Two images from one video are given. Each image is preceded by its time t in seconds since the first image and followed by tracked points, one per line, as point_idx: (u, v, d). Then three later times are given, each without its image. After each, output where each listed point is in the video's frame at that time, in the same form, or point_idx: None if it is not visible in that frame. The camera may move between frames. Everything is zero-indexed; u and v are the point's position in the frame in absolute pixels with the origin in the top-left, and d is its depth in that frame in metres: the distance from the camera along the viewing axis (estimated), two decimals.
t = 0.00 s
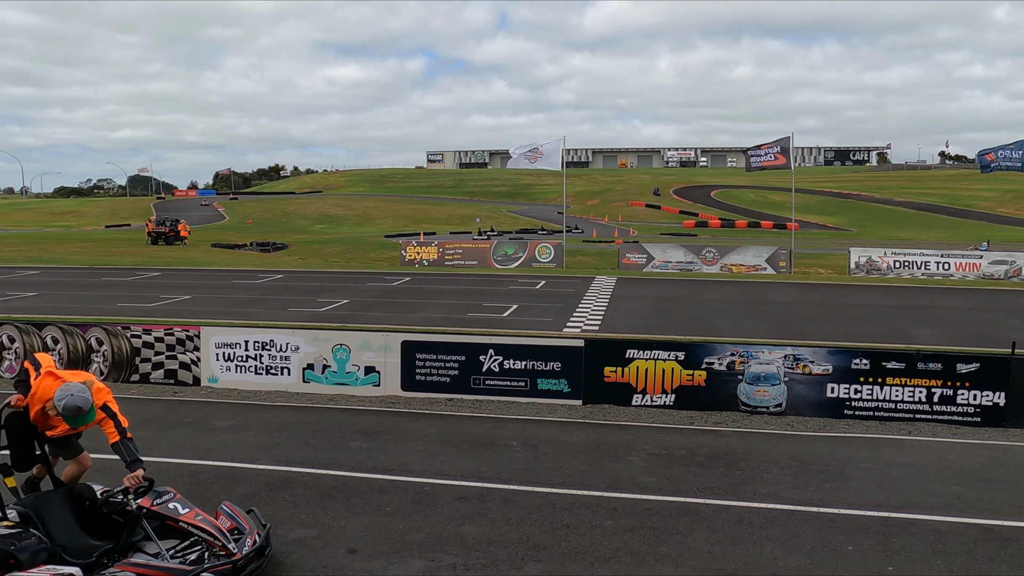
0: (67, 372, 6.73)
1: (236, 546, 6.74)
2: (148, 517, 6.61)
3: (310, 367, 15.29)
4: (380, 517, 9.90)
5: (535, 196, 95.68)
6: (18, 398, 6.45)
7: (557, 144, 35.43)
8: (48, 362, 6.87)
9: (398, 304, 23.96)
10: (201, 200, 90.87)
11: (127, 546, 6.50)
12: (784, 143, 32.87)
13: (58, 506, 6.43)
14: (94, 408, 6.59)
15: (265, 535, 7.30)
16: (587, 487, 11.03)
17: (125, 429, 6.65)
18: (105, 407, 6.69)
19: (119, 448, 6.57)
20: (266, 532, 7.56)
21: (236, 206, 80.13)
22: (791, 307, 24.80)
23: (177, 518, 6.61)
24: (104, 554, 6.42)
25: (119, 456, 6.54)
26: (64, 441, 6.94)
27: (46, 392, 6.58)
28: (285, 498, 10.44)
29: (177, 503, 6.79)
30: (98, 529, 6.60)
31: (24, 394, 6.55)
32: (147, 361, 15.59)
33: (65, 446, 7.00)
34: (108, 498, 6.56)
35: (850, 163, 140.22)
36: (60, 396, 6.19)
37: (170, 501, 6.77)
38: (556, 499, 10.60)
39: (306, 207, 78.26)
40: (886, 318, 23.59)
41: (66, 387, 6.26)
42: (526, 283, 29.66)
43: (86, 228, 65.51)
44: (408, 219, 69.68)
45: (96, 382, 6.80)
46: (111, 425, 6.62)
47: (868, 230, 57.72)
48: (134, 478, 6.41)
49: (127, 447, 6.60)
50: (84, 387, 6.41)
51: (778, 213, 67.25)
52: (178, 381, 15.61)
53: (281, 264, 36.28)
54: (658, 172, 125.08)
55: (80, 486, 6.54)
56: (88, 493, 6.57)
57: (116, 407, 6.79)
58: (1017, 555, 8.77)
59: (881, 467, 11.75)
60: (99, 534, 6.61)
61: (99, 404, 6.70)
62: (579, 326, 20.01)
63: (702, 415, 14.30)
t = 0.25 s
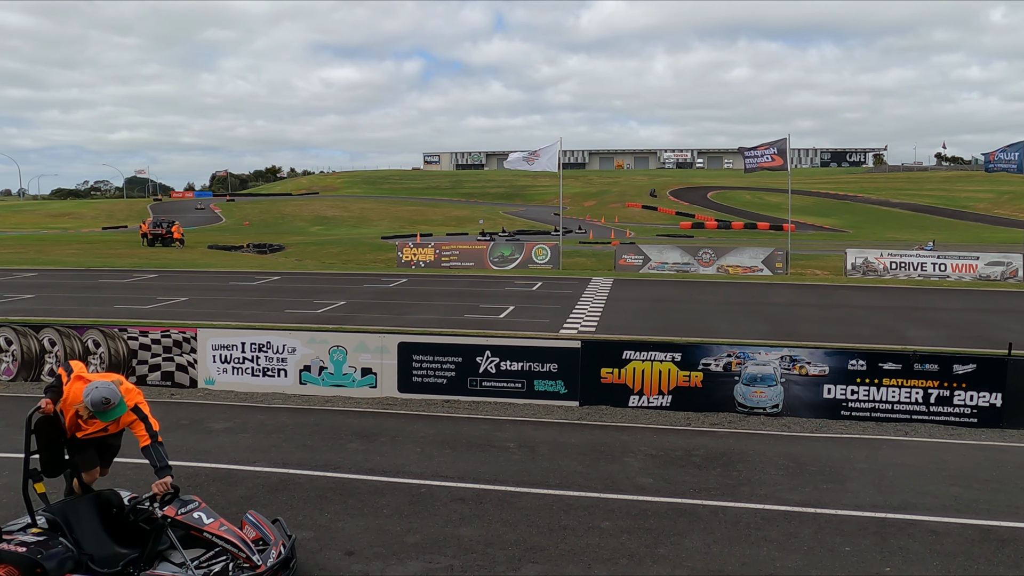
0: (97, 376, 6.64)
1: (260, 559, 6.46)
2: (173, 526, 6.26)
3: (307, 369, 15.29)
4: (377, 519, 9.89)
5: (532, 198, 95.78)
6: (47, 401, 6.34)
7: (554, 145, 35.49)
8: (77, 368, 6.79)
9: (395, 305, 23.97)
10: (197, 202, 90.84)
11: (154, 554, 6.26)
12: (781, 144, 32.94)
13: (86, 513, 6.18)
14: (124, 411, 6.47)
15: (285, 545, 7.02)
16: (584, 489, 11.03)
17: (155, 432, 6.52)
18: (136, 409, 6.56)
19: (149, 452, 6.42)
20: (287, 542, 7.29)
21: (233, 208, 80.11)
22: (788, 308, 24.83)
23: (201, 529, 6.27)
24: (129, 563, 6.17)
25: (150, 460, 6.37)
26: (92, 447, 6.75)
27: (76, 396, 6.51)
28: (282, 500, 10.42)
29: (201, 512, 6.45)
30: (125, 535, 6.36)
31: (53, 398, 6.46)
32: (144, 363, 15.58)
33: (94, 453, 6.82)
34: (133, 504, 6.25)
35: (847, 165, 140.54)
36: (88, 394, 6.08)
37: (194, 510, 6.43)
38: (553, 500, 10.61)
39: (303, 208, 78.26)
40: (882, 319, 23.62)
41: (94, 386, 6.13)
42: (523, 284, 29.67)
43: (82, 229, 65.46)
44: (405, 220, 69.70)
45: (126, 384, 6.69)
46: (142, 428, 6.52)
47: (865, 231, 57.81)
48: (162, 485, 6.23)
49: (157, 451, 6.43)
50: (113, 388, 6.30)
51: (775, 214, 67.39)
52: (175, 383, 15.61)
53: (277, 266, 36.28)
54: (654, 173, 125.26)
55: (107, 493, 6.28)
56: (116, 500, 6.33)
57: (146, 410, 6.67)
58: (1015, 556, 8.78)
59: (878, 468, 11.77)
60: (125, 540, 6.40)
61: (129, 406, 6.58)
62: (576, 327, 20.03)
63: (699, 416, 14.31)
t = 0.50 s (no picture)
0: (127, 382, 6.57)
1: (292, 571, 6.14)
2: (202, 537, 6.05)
3: (302, 369, 15.27)
4: (372, 520, 9.87)
5: (526, 198, 95.85)
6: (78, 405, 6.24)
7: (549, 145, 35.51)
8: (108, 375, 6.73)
9: (390, 305, 23.97)
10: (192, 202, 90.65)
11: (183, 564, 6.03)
12: (775, 144, 33.02)
13: (117, 522, 5.97)
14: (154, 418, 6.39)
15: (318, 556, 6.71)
16: (579, 489, 11.04)
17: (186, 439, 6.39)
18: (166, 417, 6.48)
19: (178, 460, 6.27)
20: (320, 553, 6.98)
21: (227, 208, 79.90)
22: (783, 308, 24.90)
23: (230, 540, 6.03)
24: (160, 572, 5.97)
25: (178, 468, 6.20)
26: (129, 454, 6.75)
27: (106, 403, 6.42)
28: (276, 501, 10.40)
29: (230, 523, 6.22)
30: (154, 545, 6.09)
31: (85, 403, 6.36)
32: (138, 364, 15.52)
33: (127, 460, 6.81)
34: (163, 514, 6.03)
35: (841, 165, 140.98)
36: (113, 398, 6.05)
37: (224, 520, 6.21)
38: (548, 500, 10.62)
39: (298, 208, 78.17)
40: (877, 319, 23.69)
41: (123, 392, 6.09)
42: (518, 284, 29.69)
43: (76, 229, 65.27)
44: (400, 220, 69.65)
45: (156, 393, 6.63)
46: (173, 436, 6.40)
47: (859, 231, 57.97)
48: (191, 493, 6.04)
49: (185, 458, 6.25)
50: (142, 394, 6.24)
51: (769, 214, 67.57)
52: (170, 384, 15.65)
53: (272, 266, 36.24)
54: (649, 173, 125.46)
55: (137, 498, 6.08)
56: (146, 506, 6.13)
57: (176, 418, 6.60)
58: (1009, 555, 8.82)
59: (873, 467, 11.81)
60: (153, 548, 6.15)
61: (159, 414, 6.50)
62: (571, 327, 20.06)
63: (694, 416, 14.33)
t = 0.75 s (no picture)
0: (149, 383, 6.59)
1: None
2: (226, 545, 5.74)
3: (294, 369, 15.24)
4: (366, 519, 9.85)
5: (519, 197, 95.92)
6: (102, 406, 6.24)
7: (542, 144, 35.53)
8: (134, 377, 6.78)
9: (383, 304, 23.94)
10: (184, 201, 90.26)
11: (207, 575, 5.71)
12: (768, 143, 33.13)
13: (141, 527, 5.67)
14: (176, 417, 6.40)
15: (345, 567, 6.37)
16: (573, 487, 11.06)
17: (209, 440, 6.36)
18: (188, 416, 6.48)
19: (204, 462, 6.21)
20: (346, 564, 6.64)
21: (219, 207, 79.56)
22: (776, 306, 24.98)
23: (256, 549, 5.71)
24: None
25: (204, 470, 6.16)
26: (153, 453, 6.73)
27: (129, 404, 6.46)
28: (270, 501, 10.36)
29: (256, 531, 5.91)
30: (178, 552, 5.80)
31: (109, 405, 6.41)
32: (130, 363, 15.43)
33: (150, 463, 6.78)
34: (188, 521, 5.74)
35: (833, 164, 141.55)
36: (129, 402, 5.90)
37: (250, 528, 5.90)
38: (541, 499, 10.63)
39: (290, 207, 77.97)
40: (870, 317, 23.81)
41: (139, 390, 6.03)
42: (511, 284, 29.69)
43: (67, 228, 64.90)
44: (393, 220, 69.53)
45: (179, 392, 6.61)
46: (196, 437, 6.38)
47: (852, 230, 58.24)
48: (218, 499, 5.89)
49: (212, 461, 6.19)
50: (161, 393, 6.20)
51: (762, 213, 67.80)
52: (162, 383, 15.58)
53: (265, 265, 36.13)
54: (643, 172, 125.63)
55: (161, 505, 5.72)
56: (170, 512, 5.77)
57: (199, 417, 6.57)
58: (1001, 551, 8.88)
59: (866, 465, 11.86)
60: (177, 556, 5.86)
61: (182, 413, 6.51)
62: (564, 326, 20.08)
63: (687, 415, 14.36)
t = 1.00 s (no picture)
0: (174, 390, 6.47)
1: None
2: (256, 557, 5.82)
3: (286, 369, 15.19)
4: (358, 519, 9.83)
5: (511, 196, 95.93)
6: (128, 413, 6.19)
7: (534, 144, 35.52)
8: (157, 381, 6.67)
9: (374, 304, 23.87)
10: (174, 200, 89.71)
11: None
12: (759, 143, 33.24)
13: (169, 535, 5.77)
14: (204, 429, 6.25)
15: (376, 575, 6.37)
16: (565, 486, 11.08)
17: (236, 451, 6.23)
18: (214, 426, 6.33)
19: (230, 472, 6.11)
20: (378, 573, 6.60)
21: (210, 206, 79.12)
22: (767, 305, 25.07)
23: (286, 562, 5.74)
24: None
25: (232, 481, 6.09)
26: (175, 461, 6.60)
27: (154, 412, 6.36)
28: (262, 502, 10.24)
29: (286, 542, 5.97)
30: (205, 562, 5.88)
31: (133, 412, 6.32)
32: (120, 363, 15.37)
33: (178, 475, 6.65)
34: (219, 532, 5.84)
35: (825, 164, 142.16)
36: (165, 414, 5.95)
37: (279, 539, 6.00)
38: (534, 498, 10.63)
39: (281, 207, 77.67)
40: (860, 316, 23.93)
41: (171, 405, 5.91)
42: (503, 283, 29.67)
43: (55, 228, 64.34)
44: (385, 219, 69.36)
45: (205, 400, 6.49)
46: (222, 447, 6.26)
47: (842, 229, 58.50)
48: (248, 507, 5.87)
49: (239, 470, 6.10)
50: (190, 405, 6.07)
51: (754, 212, 68.01)
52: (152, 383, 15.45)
53: (255, 265, 35.95)
54: (634, 171, 125.79)
55: (189, 513, 5.89)
56: (198, 521, 5.93)
57: (224, 427, 6.44)
58: (991, 548, 8.95)
59: (857, 463, 11.93)
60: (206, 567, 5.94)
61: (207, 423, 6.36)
62: (556, 326, 20.09)
63: (680, 413, 14.39)
